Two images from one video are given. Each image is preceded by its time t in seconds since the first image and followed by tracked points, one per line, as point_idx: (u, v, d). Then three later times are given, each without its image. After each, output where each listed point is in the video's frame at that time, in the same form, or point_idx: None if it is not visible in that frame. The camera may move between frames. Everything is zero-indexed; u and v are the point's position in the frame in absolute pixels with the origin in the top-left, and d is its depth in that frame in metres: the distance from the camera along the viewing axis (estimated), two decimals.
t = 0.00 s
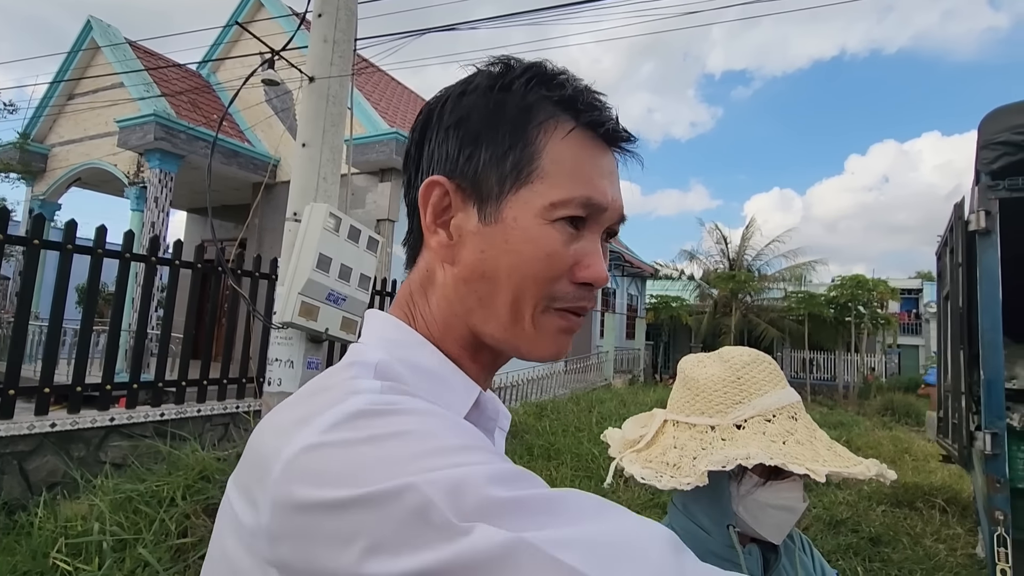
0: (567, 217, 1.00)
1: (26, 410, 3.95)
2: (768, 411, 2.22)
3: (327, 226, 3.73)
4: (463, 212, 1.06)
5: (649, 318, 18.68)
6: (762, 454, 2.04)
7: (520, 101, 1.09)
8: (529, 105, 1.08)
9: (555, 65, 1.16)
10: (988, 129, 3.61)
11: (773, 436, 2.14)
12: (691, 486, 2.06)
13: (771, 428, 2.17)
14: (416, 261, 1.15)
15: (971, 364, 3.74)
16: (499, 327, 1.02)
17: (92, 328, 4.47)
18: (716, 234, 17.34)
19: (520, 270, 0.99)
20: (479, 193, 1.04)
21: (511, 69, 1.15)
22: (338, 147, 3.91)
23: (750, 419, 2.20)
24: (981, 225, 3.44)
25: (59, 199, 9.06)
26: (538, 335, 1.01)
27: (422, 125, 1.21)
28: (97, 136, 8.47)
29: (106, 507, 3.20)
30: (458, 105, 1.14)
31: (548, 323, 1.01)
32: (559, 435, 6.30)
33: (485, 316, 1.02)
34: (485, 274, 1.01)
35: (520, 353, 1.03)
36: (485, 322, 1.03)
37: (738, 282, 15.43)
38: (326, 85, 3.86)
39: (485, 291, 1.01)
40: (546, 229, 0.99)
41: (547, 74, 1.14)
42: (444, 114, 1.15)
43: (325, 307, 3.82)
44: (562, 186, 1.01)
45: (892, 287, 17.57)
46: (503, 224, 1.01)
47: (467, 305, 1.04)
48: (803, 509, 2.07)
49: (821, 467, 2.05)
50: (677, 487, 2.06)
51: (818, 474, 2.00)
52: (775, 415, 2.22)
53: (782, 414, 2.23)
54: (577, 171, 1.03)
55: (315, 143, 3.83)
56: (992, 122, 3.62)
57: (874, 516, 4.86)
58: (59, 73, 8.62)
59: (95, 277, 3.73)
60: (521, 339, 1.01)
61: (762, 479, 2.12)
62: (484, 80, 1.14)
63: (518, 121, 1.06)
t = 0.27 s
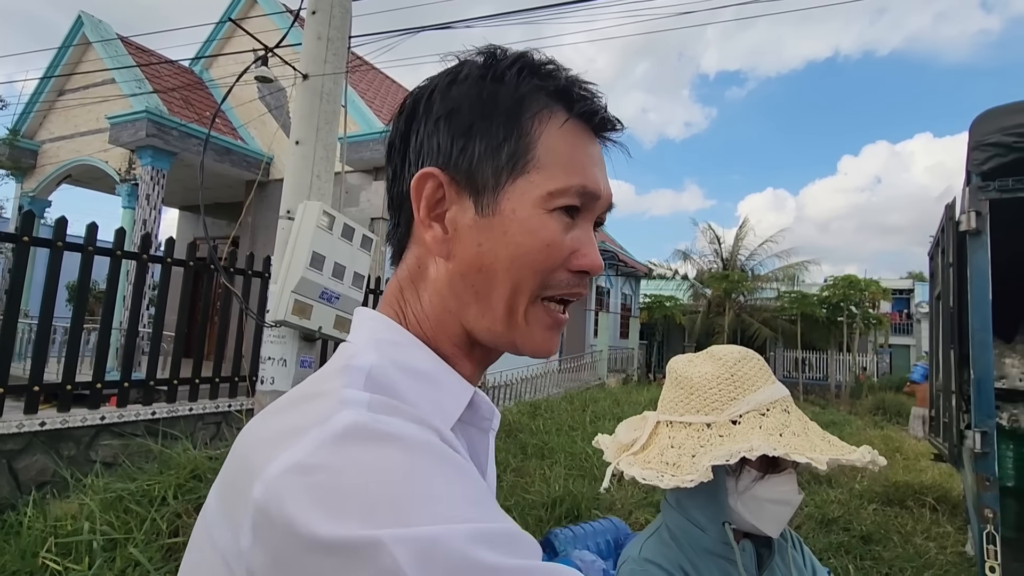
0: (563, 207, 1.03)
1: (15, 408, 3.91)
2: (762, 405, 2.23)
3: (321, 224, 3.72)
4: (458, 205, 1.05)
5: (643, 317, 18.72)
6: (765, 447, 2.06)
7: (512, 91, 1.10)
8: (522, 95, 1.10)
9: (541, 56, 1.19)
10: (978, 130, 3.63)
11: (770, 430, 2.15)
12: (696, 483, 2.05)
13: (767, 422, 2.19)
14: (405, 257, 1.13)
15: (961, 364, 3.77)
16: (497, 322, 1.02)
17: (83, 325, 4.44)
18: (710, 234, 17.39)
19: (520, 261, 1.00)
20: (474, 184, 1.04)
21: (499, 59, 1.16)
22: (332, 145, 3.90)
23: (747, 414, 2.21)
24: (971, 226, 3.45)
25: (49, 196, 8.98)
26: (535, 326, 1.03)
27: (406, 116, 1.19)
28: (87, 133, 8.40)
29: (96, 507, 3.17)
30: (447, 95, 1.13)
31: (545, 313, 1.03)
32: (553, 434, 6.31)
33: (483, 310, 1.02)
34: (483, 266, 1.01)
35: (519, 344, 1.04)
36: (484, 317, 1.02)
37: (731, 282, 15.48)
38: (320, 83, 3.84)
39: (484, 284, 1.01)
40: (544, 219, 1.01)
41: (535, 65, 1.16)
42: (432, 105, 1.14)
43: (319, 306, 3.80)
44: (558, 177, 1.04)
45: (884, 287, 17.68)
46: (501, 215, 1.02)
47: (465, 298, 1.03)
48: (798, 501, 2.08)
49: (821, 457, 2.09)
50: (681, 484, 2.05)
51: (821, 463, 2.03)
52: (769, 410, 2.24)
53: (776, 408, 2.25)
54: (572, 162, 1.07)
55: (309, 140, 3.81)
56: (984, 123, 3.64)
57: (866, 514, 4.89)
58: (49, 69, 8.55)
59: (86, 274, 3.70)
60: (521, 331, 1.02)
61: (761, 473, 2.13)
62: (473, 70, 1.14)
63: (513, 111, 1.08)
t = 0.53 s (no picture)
0: (557, 197, 1.04)
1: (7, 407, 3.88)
2: (744, 397, 2.24)
3: (316, 223, 3.70)
4: (450, 199, 1.05)
5: (639, 316, 18.75)
6: (745, 432, 2.09)
7: (500, 83, 1.11)
8: (510, 86, 1.11)
9: (526, 46, 1.20)
10: (972, 132, 3.65)
11: (751, 419, 2.17)
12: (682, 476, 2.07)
13: (750, 412, 2.20)
14: (398, 256, 1.12)
15: (954, 364, 3.81)
16: (496, 316, 1.02)
17: (76, 324, 4.41)
18: (705, 234, 17.44)
19: (516, 255, 1.00)
20: (467, 177, 1.04)
21: (484, 51, 1.17)
22: (328, 143, 3.88)
23: (729, 407, 2.22)
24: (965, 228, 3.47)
25: (42, 192, 8.91)
26: (535, 319, 1.02)
27: (392, 112, 1.19)
28: (80, 129, 8.34)
29: (89, 506, 3.15)
30: (435, 89, 1.13)
31: (545, 307, 1.03)
32: (548, 434, 6.31)
33: (479, 306, 1.02)
34: (479, 261, 1.01)
35: (519, 336, 1.04)
36: (480, 312, 1.02)
37: (726, 282, 15.53)
38: (316, 81, 3.83)
39: (480, 279, 1.01)
40: (539, 211, 1.02)
41: (521, 57, 1.18)
42: (420, 99, 1.14)
43: (315, 304, 3.79)
44: (549, 168, 1.05)
45: (878, 288, 17.77)
46: (495, 207, 1.02)
47: (460, 294, 1.03)
48: (791, 490, 2.10)
49: (801, 439, 2.11)
50: (669, 479, 2.07)
51: (800, 444, 2.06)
52: (750, 400, 2.25)
53: (757, 398, 2.26)
54: (562, 153, 1.08)
55: (305, 138, 3.80)
56: (978, 126, 3.65)
57: (859, 513, 4.92)
58: (42, 65, 8.48)
59: (79, 272, 3.68)
60: (520, 324, 1.02)
61: (748, 463, 2.16)
62: (460, 63, 1.15)
63: (502, 103, 1.09)
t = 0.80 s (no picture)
0: (560, 194, 1.03)
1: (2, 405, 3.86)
2: (721, 391, 2.23)
3: (314, 222, 3.70)
4: (451, 196, 1.05)
5: (636, 316, 18.78)
6: (705, 423, 2.12)
7: (505, 75, 1.11)
8: (515, 79, 1.11)
9: (534, 37, 1.20)
10: (968, 134, 3.67)
11: (728, 413, 2.16)
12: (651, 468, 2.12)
13: (726, 406, 2.19)
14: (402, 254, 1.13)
15: (951, 365, 3.83)
16: (497, 317, 1.01)
17: (72, 322, 4.39)
18: (703, 235, 17.47)
19: (518, 253, 0.99)
20: (468, 173, 1.04)
21: (491, 44, 1.17)
22: (326, 142, 3.88)
23: (707, 402, 2.21)
24: (960, 228, 3.50)
25: (37, 190, 8.87)
26: (540, 321, 1.01)
27: (397, 108, 1.20)
28: (77, 127, 8.30)
29: (85, 505, 3.14)
30: (439, 83, 1.14)
31: (548, 310, 1.01)
32: (546, 433, 6.32)
33: (477, 306, 1.01)
34: (478, 260, 1.00)
35: (519, 343, 1.02)
36: (480, 311, 1.01)
37: (724, 283, 15.57)
38: (314, 80, 3.82)
39: (480, 279, 1.00)
40: (540, 209, 1.01)
41: (528, 48, 1.18)
42: (424, 94, 1.14)
43: (312, 303, 3.78)
44: (553, 164, 1.04)
45: (874, 289, 17.83)
46: (494, 204, 1.01)
47: (459, 294, 1.02)
48: (777, 484, 2.09)
49: (765, 426, 2.10)
50: (641, 473, 2.13)
51: (759, 431, 2.05)
52: (728, 395, 2.23)
53: (735, 392, 2.24)
54: (569, 148, 1.07)
55: (303, 137, 3.79)
56: (973, 127, 3.67)
57: (855, 513, 4.94)
58: (39, 62, 8.44)
59: (76, 270, 3.66)
60: (521, 325, 1.01)
61: (728, 458, 2.16)
62: (465, 56, 1.15)
63: (506, 97, 1.09)
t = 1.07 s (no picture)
0: (562, 198, 1.03)
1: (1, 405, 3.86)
2: (720, 392, 2.23)
3: (314, 223, 3.70)
4: (452, 197, 1.05)
5: (636, 318, 18.77)
6: (709, 424, 2.11)
7: (508, 75, 1.11)
8: (518, 80, 1.11)
9: (538, 37, 1.20)
10: (968, 136, 3.67)
11: (728, 414, 2.16)
12: (655, 471, 2.11)
13: (725, 407, 2.19)
14: (403, 254, 1.13)
15: (950, 366, 3.83)
16: (497, 319, 1.01)
17: (71, 322, 4.39)
18: (703, 236, 17.48)
19: (517, 257, 0.99)
20: (469, 174, 1.04)
21: (495, 43, 1.17)
22: (326, 142, 3.88)
23: (706, 403, 2.21)
24: (959, 230, 3.49)
25: (37, 191, 8.87)
26: (541, 324, 1.02)
27: (398, 108, 1.20)
28: (77, 128, 8.30)
29: (84, 506, 3.14)
30: (442, 82, 1.14)
31: (549, 311, 1.01)
32: (545, 434, 6.32)
33: (479, 308, 1.01)
34: (479, 263, 1.00)
35: (517, 344, 1.02)
36: (478, 314, 1.01)
37: (723, 284, 15.58)
38: (314, 80, 3.83)
39: (480, 281, 1.00)
40: (543, 212, 1.01)
41: (533, 48, 1.18)
42: (426, 95, 1.14)
43: (312, 304, 3.78)
44: (556, 167, 1.04)
45: (874, 290, 17.84)
46: (496, 207, 1.01)
47: (460, 296, 1.02)
48: (778, 484, 2.09)
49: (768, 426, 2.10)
50: (643, 476, 2.11)
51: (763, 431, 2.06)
52: (728, 395, 2.23)
53: (735, 392, 2.25)
54: (571, 150, 1.06)
55: (303, 138, 3.79)
56: (973, 129, 3.67)
57: (854, 515, 4.93)
58: (39, 62, 8.44)
59: (75, 271, 3.66)
60: (519, 327, 1.01)
61: (729, 459, 2.16)
62: (469, 55, 1.15)
63: (509, 98, 1.08)
